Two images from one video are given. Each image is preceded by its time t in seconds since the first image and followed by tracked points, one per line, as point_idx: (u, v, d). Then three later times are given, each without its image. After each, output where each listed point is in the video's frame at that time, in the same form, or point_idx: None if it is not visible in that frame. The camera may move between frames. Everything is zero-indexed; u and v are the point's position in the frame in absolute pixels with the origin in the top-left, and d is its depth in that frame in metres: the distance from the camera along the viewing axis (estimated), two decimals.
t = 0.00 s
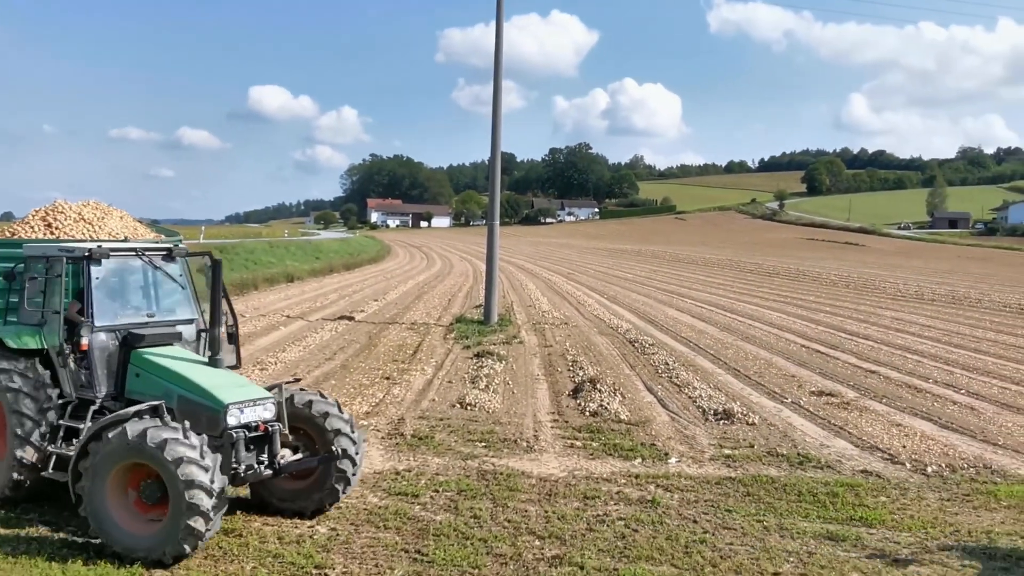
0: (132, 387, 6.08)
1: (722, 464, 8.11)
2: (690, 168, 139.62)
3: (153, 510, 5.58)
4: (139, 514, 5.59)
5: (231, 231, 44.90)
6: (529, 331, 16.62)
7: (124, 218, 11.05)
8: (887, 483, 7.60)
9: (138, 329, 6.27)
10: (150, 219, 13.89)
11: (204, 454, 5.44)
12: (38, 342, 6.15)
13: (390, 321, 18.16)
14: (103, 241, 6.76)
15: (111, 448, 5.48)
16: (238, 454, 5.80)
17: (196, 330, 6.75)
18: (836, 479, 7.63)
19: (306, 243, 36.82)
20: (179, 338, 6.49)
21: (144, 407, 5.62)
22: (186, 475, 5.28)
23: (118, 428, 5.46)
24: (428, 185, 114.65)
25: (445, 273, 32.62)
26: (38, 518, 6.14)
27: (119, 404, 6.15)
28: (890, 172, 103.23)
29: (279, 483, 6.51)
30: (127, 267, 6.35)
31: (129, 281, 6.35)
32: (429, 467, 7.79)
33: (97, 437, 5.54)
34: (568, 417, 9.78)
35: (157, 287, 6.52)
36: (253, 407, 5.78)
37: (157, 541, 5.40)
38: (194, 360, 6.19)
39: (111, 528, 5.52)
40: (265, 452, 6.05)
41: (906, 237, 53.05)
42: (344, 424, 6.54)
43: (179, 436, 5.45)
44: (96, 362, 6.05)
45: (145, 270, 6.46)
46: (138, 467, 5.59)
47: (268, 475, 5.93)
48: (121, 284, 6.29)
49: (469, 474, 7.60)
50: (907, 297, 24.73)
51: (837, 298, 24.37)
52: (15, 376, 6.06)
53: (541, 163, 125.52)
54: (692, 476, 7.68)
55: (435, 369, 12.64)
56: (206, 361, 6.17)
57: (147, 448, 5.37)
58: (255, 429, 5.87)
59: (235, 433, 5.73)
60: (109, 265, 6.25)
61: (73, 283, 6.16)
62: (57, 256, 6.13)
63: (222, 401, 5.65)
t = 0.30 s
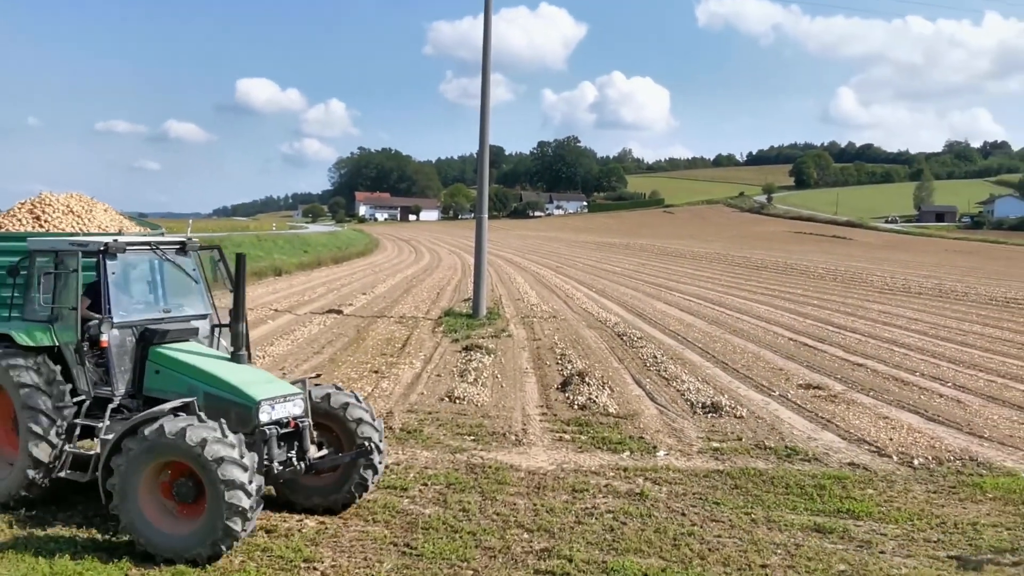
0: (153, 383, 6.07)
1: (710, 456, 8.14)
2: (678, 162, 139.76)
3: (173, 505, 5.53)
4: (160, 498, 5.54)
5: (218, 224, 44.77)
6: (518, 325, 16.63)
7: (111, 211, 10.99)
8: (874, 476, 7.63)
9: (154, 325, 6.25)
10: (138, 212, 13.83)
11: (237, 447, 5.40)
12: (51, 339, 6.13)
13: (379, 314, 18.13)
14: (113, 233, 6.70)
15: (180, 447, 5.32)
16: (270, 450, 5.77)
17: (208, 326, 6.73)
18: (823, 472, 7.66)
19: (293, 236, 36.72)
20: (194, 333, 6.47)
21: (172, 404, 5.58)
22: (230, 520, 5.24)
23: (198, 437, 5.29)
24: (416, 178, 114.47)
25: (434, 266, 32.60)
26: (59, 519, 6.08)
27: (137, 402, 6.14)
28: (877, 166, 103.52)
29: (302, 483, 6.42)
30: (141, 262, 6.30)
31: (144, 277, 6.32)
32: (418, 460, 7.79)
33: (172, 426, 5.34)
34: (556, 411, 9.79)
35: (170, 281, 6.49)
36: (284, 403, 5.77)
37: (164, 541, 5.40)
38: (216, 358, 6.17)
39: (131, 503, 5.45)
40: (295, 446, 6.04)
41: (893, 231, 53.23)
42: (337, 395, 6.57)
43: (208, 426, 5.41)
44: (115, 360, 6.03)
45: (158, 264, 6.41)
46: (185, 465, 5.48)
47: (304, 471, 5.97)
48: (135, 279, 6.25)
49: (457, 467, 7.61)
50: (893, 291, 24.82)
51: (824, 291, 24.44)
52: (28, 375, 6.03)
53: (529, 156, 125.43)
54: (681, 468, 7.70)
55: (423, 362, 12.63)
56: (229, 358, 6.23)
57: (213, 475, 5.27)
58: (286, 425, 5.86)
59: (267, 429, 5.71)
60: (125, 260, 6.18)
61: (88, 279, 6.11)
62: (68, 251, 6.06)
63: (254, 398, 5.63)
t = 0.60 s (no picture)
0: (174, 380, 6.03)
1: (698, 448, 8.17)
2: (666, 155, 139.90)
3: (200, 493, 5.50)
4: (192, 480, 5.48)
5: (205, 217, 44.64)
6: (506, 317, 16.65)
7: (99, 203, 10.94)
8: (861, 467, 7.67)
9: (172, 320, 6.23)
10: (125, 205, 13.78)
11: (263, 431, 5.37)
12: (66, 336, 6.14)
13: (367, 307, 18.13)
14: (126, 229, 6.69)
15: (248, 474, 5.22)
16: (303, 446, 5.73)
17: (224, 320, 6.68)
18: (810, 463, 7.69)
19: (280, 229, 36.66)
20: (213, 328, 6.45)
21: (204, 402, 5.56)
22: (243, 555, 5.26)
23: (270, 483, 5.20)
24: (404, 171, 114.24)
25: (422, 259, 32.58)
26: (79, 519, 6.04)
27: (157, 399, 6.13)
28: (864, 160, 103.79)
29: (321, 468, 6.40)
30: (158, 256, 6.31)
31: (161, 272, 6.31)
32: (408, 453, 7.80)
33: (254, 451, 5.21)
34: (544, 403, 9.81)
35: (185, 276, 6.48)
36: (314, 399, 5.73)
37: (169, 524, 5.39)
38: (238, 352, 6.14)
39: (166, 475, 5.38)
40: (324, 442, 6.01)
41: (880, 224, 53.41)
42: (333, 385, 6.51)
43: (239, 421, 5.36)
44: (134, 355, 6.02)
45: (174, 258, 6.41)
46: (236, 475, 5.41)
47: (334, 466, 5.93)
48: (152, 274, 6.24)
49: (446, 459, 7.61)
50: (880, 283, 24.90)
51: (812, 284, 24.50)
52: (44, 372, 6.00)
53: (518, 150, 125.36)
54: (669, 460, 7.72)
55: (412, 355, 12.64)
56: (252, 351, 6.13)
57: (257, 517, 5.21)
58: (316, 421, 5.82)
59: (297, 425, 5.69)
60: (143, 253, 6.19)
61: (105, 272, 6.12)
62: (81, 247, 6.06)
63: (286, 394, 5.59)
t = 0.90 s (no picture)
0: (199, 375, 5.96)
1: (688, 440, 8.18)
2: (656, 147, 139.96)
3: (240, 479, 5.39)
4: (238, 465, 5.37)
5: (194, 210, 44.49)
6: (496, 310, 16.64)
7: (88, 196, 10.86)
8: (850, 458, 7.69)
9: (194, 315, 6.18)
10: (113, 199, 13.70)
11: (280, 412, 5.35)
12: (85, 332, 6.07)
13: (357, 300, 18.09)
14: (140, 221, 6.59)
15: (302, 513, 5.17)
16: (340, 440, 5.75)
17: (242, 314, 6.61)
18: (800, 455, 7.71)
19: (270, 222, 36.56)
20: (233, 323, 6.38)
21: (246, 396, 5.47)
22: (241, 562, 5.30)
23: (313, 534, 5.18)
24: (394, 163, 114.02)
25: (412, 251, 32.55)
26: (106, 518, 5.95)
27: (181, 397, 6.07)
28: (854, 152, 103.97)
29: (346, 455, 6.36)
30: (179, 249, 6.22)
31: (183, 265, 6.23)
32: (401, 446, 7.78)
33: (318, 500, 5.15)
34: (535, 396, 9.81)
35: (205, 270, 6.41)
36: (348, 393, 5.70)
37: (199, 491, 5.30)
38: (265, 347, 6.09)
39: (220, 456, 5.26)
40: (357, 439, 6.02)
41: (869, 216, 53.54)
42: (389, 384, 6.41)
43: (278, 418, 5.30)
44: (159, 351, 5.96)
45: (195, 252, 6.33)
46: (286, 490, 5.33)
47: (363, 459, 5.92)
48: (174, 267, 6.15)
49: (438, 453, 7.60)
50: (870, 275, 24.95)
51: (801, 276, 24.55)
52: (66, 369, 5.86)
53: (508, 142, 125.24)
54: (659, 452, 7.73)
55: (401, 348, 12.62)
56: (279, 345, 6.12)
57: (281, 547, 5.22)
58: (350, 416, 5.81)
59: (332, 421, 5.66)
60: (166, 247, 6.10)
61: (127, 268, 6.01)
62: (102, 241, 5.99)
63: (323, 389, 5.56)
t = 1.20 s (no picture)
0: (231, 373, 5.95)
1: (682, 434, 8.20)
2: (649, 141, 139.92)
3: (291, 465, 5.36)
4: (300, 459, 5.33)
5: (186, 204, 44.39)
6: (490, 304, 16.65)
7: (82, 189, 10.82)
8: (843, 451, 7.73)
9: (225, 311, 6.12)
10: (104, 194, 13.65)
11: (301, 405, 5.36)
12: (112, 330, 6.04)
13: (350, 294, 18.09)
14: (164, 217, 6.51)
15: (328, 538, 5.19)
16: (383, 437, 5.77)
17: (270, 310, 6.52)
18: (793, 448, 7.73)
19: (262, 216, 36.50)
20: (259, 320, 6.30)
21: (290, 392, 5.47)
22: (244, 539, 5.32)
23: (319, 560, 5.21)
24: (386, 157, 113.84)
25: (405, 245, 32.52)
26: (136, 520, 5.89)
27: (213, 395, 6.05)
28: (848, 146, 104.02)
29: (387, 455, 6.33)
30: (209, 244, 6.15)
31: (214, 261, 6.19)
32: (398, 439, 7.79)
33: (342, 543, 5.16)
34: (528, 389, 9.81)
35: (234, 265, 6.34)
36: (386, 388, 5.74)
37: (252, 453, 5.27)
38: (297, 343, 6.11)
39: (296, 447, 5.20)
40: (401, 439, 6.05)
41: (861, 209, 53.60)
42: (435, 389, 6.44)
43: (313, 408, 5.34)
44: (190, 349, 5.91)
45: (223, 247, 6.27)
46: (325, 501, 5.33)
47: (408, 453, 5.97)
48: (206, 262, 6.10)
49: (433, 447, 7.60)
50: (862, 269, 24.99)
51: (794, 270, 24.59)
52: (97, 371, 5.79)
53: (501, 136, 125.14)
54: (652, 446, 7.75)
55: (395, 342, 12.62)
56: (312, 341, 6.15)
57: (286, 549, 5.24)
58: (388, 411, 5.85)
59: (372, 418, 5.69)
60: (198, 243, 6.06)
61: (155, 263, 5.95)
62: (130, 237, 5.97)
63: (363, 385, 5.59)
